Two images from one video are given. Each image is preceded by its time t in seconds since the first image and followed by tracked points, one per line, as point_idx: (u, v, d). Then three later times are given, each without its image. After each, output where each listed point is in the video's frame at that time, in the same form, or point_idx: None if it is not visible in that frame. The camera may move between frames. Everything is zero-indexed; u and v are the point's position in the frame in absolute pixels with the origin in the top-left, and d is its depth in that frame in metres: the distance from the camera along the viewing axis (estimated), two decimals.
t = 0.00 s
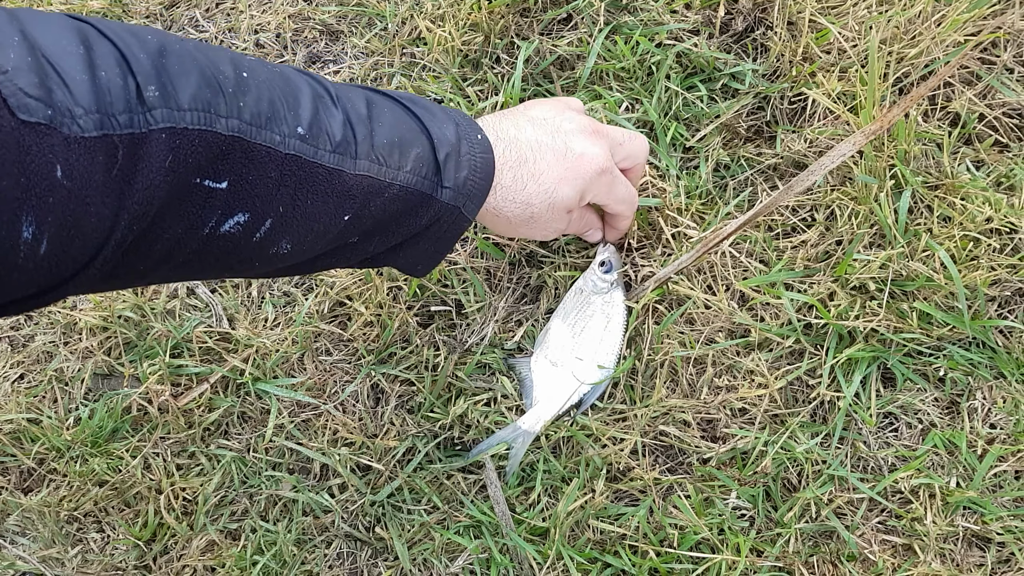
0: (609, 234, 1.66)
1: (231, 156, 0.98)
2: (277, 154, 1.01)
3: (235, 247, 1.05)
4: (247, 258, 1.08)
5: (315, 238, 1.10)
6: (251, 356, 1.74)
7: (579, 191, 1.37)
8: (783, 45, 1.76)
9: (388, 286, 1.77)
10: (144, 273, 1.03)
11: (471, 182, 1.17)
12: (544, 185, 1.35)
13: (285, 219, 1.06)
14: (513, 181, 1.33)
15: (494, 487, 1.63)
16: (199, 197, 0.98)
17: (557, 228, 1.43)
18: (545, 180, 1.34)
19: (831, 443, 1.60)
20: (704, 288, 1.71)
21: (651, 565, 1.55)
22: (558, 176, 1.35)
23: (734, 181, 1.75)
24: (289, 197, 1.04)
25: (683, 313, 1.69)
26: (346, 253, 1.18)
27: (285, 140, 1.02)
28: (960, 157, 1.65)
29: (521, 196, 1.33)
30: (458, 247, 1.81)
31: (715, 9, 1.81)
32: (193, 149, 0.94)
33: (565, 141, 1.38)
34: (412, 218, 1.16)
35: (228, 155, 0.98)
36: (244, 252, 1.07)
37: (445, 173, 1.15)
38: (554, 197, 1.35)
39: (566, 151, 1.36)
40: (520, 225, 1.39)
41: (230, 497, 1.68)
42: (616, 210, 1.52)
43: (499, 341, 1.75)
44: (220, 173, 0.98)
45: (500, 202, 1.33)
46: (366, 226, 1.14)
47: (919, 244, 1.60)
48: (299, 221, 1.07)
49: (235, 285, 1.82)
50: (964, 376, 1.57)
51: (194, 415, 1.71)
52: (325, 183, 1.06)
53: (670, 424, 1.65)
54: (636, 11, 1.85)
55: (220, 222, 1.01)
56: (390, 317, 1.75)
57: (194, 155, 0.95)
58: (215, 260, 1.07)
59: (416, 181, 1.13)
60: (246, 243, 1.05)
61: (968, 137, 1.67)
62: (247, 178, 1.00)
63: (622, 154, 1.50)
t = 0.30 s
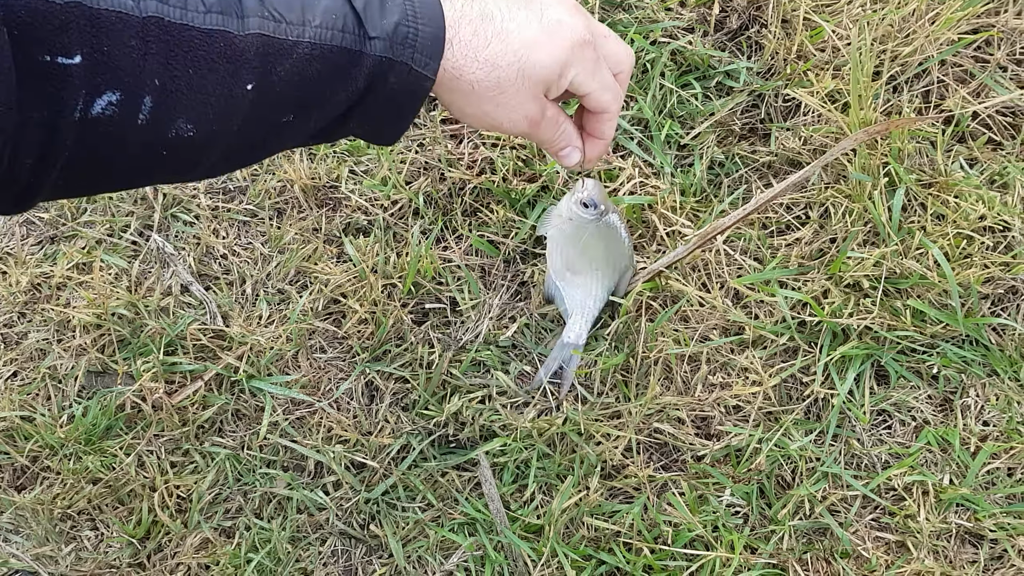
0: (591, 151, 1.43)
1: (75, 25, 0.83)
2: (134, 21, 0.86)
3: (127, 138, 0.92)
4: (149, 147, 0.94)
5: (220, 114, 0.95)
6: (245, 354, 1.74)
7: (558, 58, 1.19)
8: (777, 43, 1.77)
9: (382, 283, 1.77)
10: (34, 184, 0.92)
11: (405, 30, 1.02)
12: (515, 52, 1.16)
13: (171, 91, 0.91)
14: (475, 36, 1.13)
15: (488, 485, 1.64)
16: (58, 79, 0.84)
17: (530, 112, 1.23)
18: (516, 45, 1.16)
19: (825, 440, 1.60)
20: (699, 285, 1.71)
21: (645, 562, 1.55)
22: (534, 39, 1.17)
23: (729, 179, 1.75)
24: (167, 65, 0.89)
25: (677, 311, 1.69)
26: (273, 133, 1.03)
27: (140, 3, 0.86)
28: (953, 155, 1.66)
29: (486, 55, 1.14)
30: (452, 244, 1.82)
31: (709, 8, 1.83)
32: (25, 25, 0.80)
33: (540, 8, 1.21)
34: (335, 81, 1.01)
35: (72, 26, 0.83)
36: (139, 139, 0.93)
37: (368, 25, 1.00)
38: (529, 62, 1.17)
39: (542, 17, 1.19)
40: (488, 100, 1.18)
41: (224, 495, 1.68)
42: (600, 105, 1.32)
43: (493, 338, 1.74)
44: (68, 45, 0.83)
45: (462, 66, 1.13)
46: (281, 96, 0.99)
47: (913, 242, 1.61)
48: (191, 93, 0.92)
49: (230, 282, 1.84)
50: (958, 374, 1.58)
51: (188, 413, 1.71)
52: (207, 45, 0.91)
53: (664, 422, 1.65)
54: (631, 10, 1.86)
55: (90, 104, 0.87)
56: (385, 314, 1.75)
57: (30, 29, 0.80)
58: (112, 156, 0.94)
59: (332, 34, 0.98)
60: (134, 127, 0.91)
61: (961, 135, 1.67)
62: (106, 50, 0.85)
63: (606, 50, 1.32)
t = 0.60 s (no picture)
0: (518, 305, 1.27)
1: (44, 91, 0.80)
2: (107, 98, 0.83)
3: (75, 201, 0.88)
4: (91, 215, 0.90)
5: (167, 200, 0.90)
6: (238, 351, 1.74)
7: (512, 236, 1.05)
8: (772, 40, 1.78)
9: (377, 280, 1.77)
10: None
11: (378, 159, 0.96)
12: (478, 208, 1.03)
13: (126, 168, 0.87)
14: (441, 184, 1.01)
15: (483, 482, 1.64)
16: (12, 139, 0.81)
17: (472, 269, 1.10)
18: (473, 204, 1.02)
19: (818, 437, 1.60)
20: (693, 283, 1.71)
21: (639, 559, 1.56)
22: (494, 211, 1.03)
23: (724, 177, 1.75)
24: (126, 144, 0.85)
25: (671, 308, 1.70)
26: (222, 224, 0.98)
27: (116, 83, 0.83)
28: (948, 153, 1.66)
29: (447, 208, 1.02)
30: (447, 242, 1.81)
31: (704, 6, 1.84)
32: None
33: (521, 174, 1.06)
34: (297, 191, 0.96)
35: (40, 90, 0.79)
36: (81, 206, 0.89)
37: (346, 146, 0.95)
38: (479, 221, 1.03)
39: (516, 185, 1.04)
40: (433, 243, 1.06)
41: (218, 493, 1.68)
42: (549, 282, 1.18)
43: (487, 336, 1.73)
44: (32, 110, 0.80)
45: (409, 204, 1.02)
46: (238, 195, 0.93)
47: (907, 240, 1.61)
48: (143, 175, 0.87)
49: (224, 280, 1.83)
50: (951, 371, 1.58)
51: (182, 410, 1.71)
52: (172, 134, 0.86)
53: (659, 419, 1.65)
54: (626, 8, 1.87)
55: (39, 167, 0.84)
56: (379, 311, 1.76)
57: None
58: (57, 214, 0.90)
59: (302, 148, 0.92)
60: (81, 196, 0.87)
61: (955, 133, 1.68)
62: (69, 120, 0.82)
63: (573, 236, 1.17)
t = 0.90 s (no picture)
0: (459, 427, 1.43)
1: (77, 195, 0.84)
2: (131, 211, 0.88)
3: (63, 284, 0.92)
4: (77, 298, 0.94)
5: (156, 303, 0.97)
6: (233, 349, 1.74)
7: (460, 379, 1.20)
8: (766, 38, 1.78)
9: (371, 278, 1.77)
10: None
11: (358, 304, 1.07)
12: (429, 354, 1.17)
13: (127, 273, 0.92)
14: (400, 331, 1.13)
15: (477, 481, 1.64)
16: (29, 229, 0.84)
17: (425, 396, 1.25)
18: (430, 347, 1.16)
19: (812, 435, 1.61)
20: (688, 281, 1.71)
21: (633, 556, 1.56)
22: (450, 357, 1.17)
23: (718, 175, 1.76)
24: (135, 254, 0.91)
25: (666, 306, 1.70)
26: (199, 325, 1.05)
27: (146, 198, 0.89)
28: (941, 151, 1.66)
29: (401, 353, 1.15)
30: (442, 240, 1.80)
31: (699, 4, 1.84)
32: (33, 179, 0.81)
33: (478, 322, 1.20)
34: (278, 318, 1.04)
35: (75, 194, 0.84)
36: (73, 292, 0.93)
37: (333, 289, 1.04)
38: (428, 366, 1.17)
39: (470, 338, 1.18)
40: (384, 374, 1.20)
41: (212, 490, 1.67)
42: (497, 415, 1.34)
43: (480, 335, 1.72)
44: (62, 210, 0.85)
45: (372, 343, 1.15)
46: (220, 309, 1.01)
47: (900, 238, 1.62)
48: (143, 281, 0.94)
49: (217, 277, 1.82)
50: (944, 369, 1.59)
51: (176, 408, 1.71)
52: (182, 255, 0.93)
53: (653, 417, 1.65)
54: (621, 6, 1.87)
55: (49, 258, 0.88)
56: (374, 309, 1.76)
57: (37, 184, 0.81)
58: (38, 289, 0.93)
59: (295, 284, 1.00)
60: (77, 285, 0.92)
61: (949, 131, 1.68)
62: (92, 224, 0.87)
63: (521, 375, 1.34)
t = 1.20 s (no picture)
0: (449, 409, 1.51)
1: (46, 213, 0.89)
2: (93, 229, 0.93)
3: (19, 299, 0.94)
4: (27, 313, 0.97)
5: (106, 319, 1.01)
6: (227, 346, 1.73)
7: (411, 354, 1.27)
8: (761, 36, 1.78)
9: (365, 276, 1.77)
10: None
11: (300, 318, 1.14)
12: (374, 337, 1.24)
13: (84, 289, 0.96)
14: (341, 327, 1.20)
15: (473, 477, 1.64)
16: None
17: (381, 387, 1.31)
18: (374, 329, 1.23)
19: (806, 432, 1.61)
20: (681, 279, 1.71)
21: (628, 553, 1.56)
22: (394, 333, 1.25)
23: (713, 172, 1.76)
24: (94, 271, 0.95)
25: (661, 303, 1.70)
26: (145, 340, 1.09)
27: (108, 217, 0.94)
28: (934, 149, 1.67)
29: (349, 345, 1.22)
30: (436, 237, 1.80)
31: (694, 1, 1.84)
32: (4, 196, 0.85)
33: (410, 296, 1.30)
34: (224, 331, 1.10)
35: (44, 212, 0.89)
36: (23, 307, 0.96)
37: (276, 303, 1.11)
38: (379, 349, 1.24)
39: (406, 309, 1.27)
40: (346, 375, 1.26)
41: (206, 488, 1.67)
42: (459, 379, 1.40)
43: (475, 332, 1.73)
44: (29, 227, 0.89)
45: (318, 345, 1.20)
46: (166, 326, 1.05)
47: (894, 235, 1.62)
48: (97, 297, 0.98)
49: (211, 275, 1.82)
50: (938, 366, 1.59)
51: (170, 406, 1.71)
52: (138, 270, 0.98)
53: (648, 415, 1.66)
54: (616, 3, 1.87)
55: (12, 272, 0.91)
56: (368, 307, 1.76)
57: (8, 199, 0.86)
58: None
59: (241, 298, 1.07)
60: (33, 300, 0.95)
61: (943, 129, 1.68)
62: (57, 240, 0.91)
63: (478, 330, 1.43)
